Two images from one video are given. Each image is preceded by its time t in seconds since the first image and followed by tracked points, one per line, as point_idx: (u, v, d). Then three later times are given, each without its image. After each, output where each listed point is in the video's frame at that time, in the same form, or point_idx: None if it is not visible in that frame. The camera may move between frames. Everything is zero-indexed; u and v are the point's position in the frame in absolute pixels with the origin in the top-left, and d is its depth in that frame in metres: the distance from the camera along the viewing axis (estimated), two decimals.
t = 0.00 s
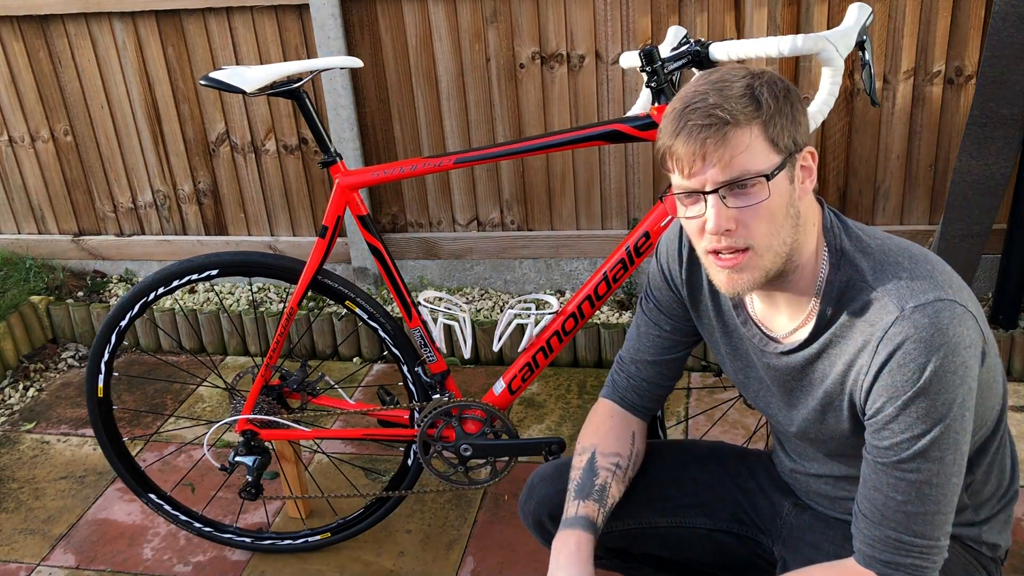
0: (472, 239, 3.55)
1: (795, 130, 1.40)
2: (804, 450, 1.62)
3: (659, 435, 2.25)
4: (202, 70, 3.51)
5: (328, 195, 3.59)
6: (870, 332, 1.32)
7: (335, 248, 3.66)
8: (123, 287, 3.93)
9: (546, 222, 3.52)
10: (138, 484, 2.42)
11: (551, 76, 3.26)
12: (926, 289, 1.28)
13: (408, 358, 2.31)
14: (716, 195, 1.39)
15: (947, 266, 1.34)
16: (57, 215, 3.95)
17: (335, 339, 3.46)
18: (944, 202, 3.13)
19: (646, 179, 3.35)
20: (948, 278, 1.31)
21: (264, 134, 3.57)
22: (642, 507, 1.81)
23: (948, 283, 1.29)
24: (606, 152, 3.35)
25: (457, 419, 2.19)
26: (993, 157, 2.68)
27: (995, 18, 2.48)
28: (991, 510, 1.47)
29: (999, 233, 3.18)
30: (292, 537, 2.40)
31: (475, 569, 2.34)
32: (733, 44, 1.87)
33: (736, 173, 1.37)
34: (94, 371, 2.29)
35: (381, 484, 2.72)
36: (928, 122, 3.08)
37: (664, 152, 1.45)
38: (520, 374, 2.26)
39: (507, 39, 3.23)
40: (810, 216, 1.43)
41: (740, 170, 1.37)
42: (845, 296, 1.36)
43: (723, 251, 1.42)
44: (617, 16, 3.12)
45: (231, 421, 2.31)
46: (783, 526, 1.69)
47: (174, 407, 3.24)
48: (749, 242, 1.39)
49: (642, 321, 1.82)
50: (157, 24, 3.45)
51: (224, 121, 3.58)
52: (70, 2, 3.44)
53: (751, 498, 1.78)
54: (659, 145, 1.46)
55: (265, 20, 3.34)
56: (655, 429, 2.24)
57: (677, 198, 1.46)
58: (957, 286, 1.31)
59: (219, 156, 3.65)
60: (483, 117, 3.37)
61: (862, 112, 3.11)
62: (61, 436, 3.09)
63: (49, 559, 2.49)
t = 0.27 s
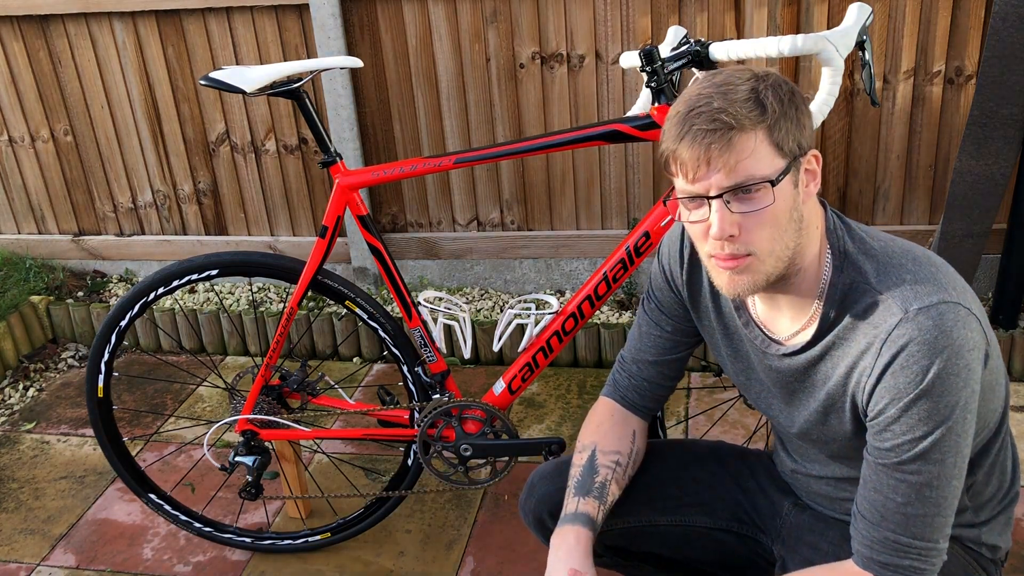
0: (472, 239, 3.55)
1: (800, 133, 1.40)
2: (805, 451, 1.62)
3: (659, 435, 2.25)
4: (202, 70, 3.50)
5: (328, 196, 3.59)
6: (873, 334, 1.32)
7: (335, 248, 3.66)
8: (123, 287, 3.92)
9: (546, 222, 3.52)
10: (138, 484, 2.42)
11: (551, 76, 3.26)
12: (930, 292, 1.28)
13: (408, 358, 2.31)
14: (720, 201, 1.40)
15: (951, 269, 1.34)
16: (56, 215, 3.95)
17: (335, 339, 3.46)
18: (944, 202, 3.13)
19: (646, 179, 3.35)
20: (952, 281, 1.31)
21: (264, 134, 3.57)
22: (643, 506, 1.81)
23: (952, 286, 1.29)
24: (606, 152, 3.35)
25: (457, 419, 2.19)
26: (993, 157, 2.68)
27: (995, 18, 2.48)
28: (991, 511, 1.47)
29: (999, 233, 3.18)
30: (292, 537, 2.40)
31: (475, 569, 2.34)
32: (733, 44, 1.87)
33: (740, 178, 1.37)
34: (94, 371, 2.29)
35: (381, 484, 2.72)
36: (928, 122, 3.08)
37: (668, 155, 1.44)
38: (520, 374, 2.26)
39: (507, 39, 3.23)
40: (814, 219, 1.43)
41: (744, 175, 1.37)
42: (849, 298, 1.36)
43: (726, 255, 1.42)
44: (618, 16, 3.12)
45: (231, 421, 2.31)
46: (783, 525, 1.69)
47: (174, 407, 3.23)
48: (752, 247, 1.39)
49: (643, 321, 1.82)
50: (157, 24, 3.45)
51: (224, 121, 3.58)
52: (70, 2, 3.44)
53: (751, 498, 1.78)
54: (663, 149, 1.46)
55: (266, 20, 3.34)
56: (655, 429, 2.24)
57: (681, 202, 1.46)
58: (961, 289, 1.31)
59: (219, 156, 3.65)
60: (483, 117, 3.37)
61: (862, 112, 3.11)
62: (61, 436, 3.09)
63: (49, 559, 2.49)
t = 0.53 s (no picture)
0: (472, 239, 3.55)
1: (798, 133, 1.40)
2: (805, 451, 1.62)
3: (659, 435, 2.25)
4: (202, 70, 3.50)
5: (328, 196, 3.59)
6: (872, 336, 1.32)
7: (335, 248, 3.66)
8: (123, 287, 3.92)
9: (546, 222, 3.52)
10: (138, 484, 2.42)
11: (551, 76, 3.26)
12: (930, 294, 1.28)
13: (408, 358, 2.31)
14: (719, 202, 1.40)
15: (951, 271, 1.34)
16: (56, 215, 3.95)
17: (335, 339, 3.46)
18: (944, 202, 3.13)
19: (646, 179, 3.35)
20: (952, 283, 1.31)
21: (264, 134, 3.57)
22: (642, 506, 1.81)
23: (951, 289, 1.29)
24: (606, 151, 3.35)
25: (457, 419, 2.19)
26: (992, 157, 2.68)
27: (995, 18, 2.48)
28: (990, 512, 1.47)
29: (999, 233, 3.17)
30: (292, 537, 2.40)
31: (475, 568, 2.34)
32: (733, 44, 1.86)
33: (739, 179, 1.37)
34: (94, 371, 2.29)
35: (380, 484, 2.72)
36: (928, 122, 3.08)
37: (666, 156, 1.45)
38: (520, 374, 2.26)
39: (507, 39, 3.23)
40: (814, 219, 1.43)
41: (743, 175, 1.37)
42: (848, 299, 1.36)
43: (726, 255, 1.42)
44: (617, 16, 3.12)
45: (231, 421, 2.31)
46: (782, 525, 1.69)
47: (174, 407, 3.23)
48: (752, 247, 1.39)
49: (643, 321, 1.82)
50: (157, 24, 3.45)
51: (224, 121, 3.58)
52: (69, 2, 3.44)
53: (750, 497, 1.78)
54: (662, 150, 1.46)
55: (265, 20, 3.34)
56: (655, 429, 2.24)
57: (680, 202, 1.47)
58: (961, 291, 1.30)
59: (219, 156, 3.65)
60: (483, 117, 3.37)
61: (862, 112, 3.11)
62: (61, 436, 3.09)
63: (49, 559, 2.49)
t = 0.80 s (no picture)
0: (472, 239, 3.55)
1: (797, 135, 1.40)
2: (803, 450, 1.62)
3: (659, 435, 2.25)
4: (202, 70, 3.50)
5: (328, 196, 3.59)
6: (870, 337, 1.32)
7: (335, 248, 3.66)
8: (123, 287, 3.92)
9: (546, 222, 3.52)
10: (138, 484, 2.42)
11: (551, 76, 3.26)
12: (928, 295, 1.28)
13: (408, 358, 2.31)
14: (716, 204, 1.40)
15: (950, 273, 1.34)
16: (56, 215, 3.95)
17: (335, 339, 3.46)
18: (944, 202, 3.13)
19: (646, 179, 3.35)
20: (951, 284, 1.31)
21: (264, 134, 3.57)
22: (642, 506, 1.81)
23: (950, 290, 1.29)
24: (606, 151, 3.35)
25: (457, 419, 2.19)
26: (992, 157, 2.68)
27: (995, 18, 2.47)
28: (988, 511, 1.48)
29: (998, 233, 3.18)
30: (292, 537, 2.40)
31: (475, 568, 2.34)
32: (733, 44, 1.87)
33: (736, 180, 1.37)
34: (94, 371, 2.29)
35: (380, 484, 2.72)
36: (928, 122, 3.08)
37: (665, 157, 1.45)
38: (520, 374, 2.26)
39: (507, 39, 3.23)
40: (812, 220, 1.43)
41: (741, 177, 1.37)
42: (846, 300, 1.36)
43: (723, 257, 1.42)
44: (617, 16, 3.12)
45: (231, 421, 2.31)
46: (781, 524, 1.69)
47: (174, 407, 3.23)
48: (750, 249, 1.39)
49: (643, 320, 1.82)
50: (157, 24, 3.45)
51: (224, 121, 3.58)
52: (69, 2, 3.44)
53: (749, 497, 1.78)
54: (660, 151, 1.46)
55: (265, 20, 3.34)
56: (655, 429, 2.24)
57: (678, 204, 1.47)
58: (960, 293, 1.30)
59: (219, 156, 3.65)
60: (483, 117, 3.37)
61: (862, 112, 3.11)
62: (61, 436, 3.09)
63: (49, 559, 2.49)
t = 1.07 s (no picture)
0: (472, 239, 3.55)
1: (751, 157, 1.32)
2: (802, 451, 1.62)
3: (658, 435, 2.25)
4: (202, 70, 3.50)
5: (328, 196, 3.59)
6: (873, 338, 1.32)
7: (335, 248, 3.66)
8: (123, 287, 3.92)
9: (547, 222, 3.52)
10: (138, 484, 2.42)
11: (551, 76, 3.26)
12: (931, 298, 1.28)
13: (408, 358, 2.31)
14: (691, 223, 1.38)
15: (953, 275, 1.34)
16: (57, 215, 3.95)
17: (335, 339, 3.46)
18: (944, 202, 3.13)
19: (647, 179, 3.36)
20: (954, 287, 1.31)
21: (264, 134, 3.57)
22: (641, 506, 1.81)
23: (953, 293, 1.29)
24: (606, 151, 3.35)
25: (457, 419, 2.19)
26: (992, 156, 2.68)
27: (995, 18, 2.47)
28: (987, 511, 1.47)
29: (998, 233, 3.18)
30: (292, 537, 2.40)
31: (474, 568, 2.34)
32: (733, 44, 1.87)
33: (707, 194, 1.35)
34: (94, 371, 2.29)
35: (381, 484, 2.72)
36: (928, 122, 3.08)
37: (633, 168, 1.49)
38: (520, 374, 2.26)
39: (507, 39, 3.23)
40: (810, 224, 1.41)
41: (674, 204, 1.39)
42: (849, 302, 1.36)
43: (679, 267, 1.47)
44: (617, 16, 3.12)
45: (231, 422, 2.31)
46: (780, 525, 1.69)
47: (174, 407, 3.23)
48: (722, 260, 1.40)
49: (642, 322, 1.82)
50: (157, 24, 3.45)
51: (224, 121, 3.58)
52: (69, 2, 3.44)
53: (748, 497, 1.78)
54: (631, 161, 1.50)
55: (265, 20, 3.34)
56: (654, 429, 2.24)
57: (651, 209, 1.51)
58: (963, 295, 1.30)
59: (219, 156, 3.65)
60: (483, 117, 3.37)
61: (862, 112, 3.11)
62: (61, 436, 3.09)
63: (49, 559, 2.49)
